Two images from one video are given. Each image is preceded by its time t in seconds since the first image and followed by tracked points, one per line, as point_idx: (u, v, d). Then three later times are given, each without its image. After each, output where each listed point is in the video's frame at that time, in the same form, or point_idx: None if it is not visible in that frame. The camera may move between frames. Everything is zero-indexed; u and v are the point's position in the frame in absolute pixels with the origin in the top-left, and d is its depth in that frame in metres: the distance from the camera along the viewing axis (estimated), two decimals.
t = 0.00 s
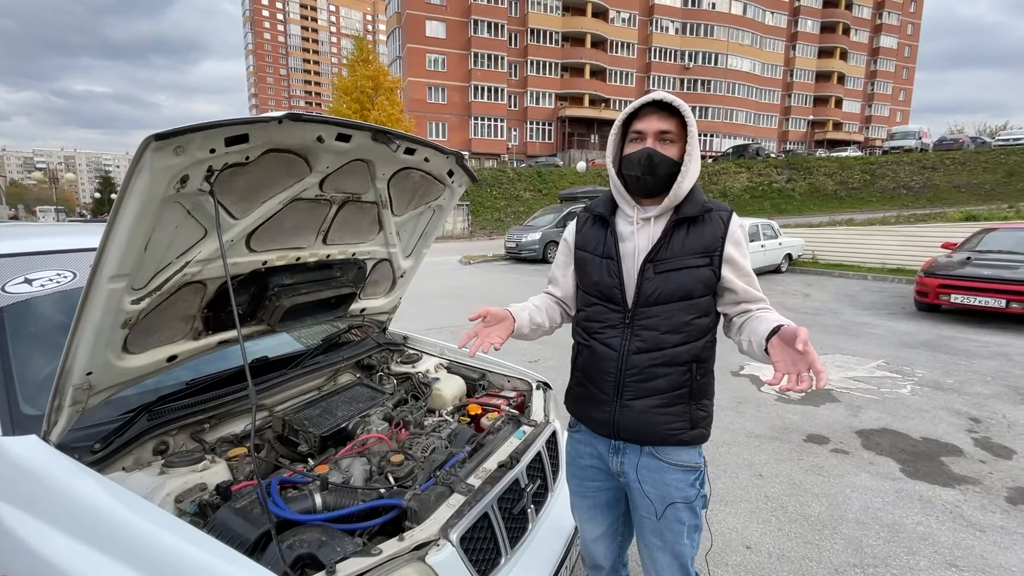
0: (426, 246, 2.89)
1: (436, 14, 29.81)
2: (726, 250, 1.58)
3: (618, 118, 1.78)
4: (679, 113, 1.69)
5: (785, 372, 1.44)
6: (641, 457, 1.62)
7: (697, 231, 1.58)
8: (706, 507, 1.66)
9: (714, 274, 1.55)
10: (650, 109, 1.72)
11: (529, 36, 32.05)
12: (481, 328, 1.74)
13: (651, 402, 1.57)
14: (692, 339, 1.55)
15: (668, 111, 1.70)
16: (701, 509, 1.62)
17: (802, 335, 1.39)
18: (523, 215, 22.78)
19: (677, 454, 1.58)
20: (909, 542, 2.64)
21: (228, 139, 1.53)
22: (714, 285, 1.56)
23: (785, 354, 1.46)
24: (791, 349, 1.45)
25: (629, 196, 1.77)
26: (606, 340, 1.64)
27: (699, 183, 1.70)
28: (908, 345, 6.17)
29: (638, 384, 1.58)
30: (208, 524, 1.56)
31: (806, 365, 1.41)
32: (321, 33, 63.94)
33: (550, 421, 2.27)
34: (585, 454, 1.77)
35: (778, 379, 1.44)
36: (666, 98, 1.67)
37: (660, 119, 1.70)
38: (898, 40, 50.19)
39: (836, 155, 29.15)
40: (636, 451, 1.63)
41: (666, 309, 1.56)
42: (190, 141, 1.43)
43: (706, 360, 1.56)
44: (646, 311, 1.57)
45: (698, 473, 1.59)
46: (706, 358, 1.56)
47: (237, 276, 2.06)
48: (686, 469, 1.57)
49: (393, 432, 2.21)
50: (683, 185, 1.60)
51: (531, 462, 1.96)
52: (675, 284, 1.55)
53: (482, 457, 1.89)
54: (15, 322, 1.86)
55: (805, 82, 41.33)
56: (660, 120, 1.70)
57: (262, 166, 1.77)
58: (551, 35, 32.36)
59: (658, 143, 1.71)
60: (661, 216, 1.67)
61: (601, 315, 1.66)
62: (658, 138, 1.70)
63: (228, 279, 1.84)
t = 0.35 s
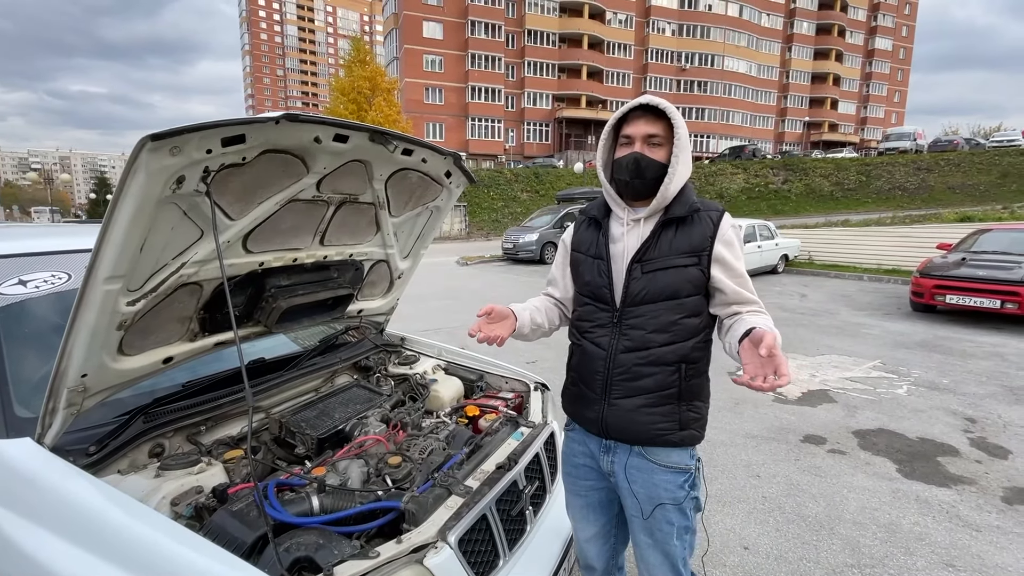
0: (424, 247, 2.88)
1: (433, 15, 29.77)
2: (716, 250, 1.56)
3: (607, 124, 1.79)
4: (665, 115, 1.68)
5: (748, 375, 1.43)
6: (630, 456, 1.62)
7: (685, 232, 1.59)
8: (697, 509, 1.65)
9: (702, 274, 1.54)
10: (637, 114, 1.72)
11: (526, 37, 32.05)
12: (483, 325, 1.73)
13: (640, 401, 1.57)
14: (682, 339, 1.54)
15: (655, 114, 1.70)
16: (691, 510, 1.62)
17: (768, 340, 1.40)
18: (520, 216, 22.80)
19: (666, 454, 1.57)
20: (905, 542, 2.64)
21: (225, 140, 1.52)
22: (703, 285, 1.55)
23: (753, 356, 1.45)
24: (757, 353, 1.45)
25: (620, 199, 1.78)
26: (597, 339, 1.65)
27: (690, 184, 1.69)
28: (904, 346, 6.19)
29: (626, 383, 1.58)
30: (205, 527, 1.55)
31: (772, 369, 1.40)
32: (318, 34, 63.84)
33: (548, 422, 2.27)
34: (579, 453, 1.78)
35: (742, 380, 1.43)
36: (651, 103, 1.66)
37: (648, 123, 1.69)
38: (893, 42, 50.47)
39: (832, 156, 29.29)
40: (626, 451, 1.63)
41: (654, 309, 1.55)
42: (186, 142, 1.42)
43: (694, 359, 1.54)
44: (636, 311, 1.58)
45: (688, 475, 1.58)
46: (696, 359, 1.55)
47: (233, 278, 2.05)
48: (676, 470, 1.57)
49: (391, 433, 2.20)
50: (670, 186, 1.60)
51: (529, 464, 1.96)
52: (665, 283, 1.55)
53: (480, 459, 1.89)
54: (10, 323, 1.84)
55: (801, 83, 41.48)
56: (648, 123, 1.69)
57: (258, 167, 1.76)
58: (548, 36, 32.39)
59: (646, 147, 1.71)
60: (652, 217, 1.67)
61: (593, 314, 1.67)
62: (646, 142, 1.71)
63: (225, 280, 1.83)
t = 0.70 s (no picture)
0: (420, 248, 2.87)
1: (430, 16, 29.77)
2: (718, 248, 1.58)
3: (606, 127, 1.77)
4: (666, 119, 1.69)
5: (753, 349, 1.44)
6: (643, 459, 1.61)
7: (688, 233, 1.60)
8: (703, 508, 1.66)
9: (706, 273, 1.56)
10: (638, 117, 1.72)
11: (523, 39, 32.09)
12: (487, 337, 1.70)
13: (651, 404, 1.57)
14: (690, 340, 1.55)
15: (656, 118, 1.70)
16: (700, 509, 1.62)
17: (766, 310, 1.42)
18: (517, 217, 22.81)
19: (678, 453, 1.58)
20: (901, 541, 2.66)
21: (223, 140, 1.52)
22: (707, 285, 1.56)
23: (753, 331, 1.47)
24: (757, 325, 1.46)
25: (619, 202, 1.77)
26: (604, 344, 1.63)
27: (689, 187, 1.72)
28: (899, 346, 6.23)
29: (638, 387, 1.58)
30: (202, 529, 1.55)
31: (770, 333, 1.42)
32: (315, 34, 63.74)
33: (546, 422, 2.27)
34: (583, 460, 1.76)
35: (747, 353, 1.44)
36: (654, 106, 1.67)
37: (649, 127, 1.70)
38: (888, 45, 50.80)
39: (827, 158, 29.44)
40: (638, 453, 1.62)
41: (662, 310, 1.56)
42: (184, 142, 1.41)
43: (703, 360, 1.57)
44: (642, 314, 1.57)
45: (698, 473, 1.59)
46: (703, 358, 1.58)
47: (231, 279, 2.04)
48: (688, 469, 1.58)
49: (389, 434, 2.20)
50: (672, 189, 1.61)
51: (528, 464, 1.96)
52: (671, 284, 1.56)
53: (478, 459, 1.89)
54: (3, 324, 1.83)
55: (797, 85, 41.68)
56: (650, 127, 1.70)
57: (256, 168, 1.75)
58: (544, 38, 32.45)
59: (648, 151, 1.72)
60: (653, 219, 1.67)
61: (598, 319, 1.66)
62: (648, 146, 1.71)
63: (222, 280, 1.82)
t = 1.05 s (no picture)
0: (417, 249, 2.87)
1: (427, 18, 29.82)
2: (738, 253, 1.60)
3: (626, 108, 1.74)
4: (689, 104, 1.69)
5: (794, 385, 1.42)
6: (660, 470, 1.60)
7: (708, 234, 1.59)
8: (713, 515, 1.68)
9: (727, 277, 1.57)
10: (660, 99, 1.70)
11: (520, 41, 32.18)
12: (504, 366, 1.59)
13: (668, 414, 1.56)
14: (709, 347, 1.56)
15: (679, 102, 1.69)
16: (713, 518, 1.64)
17: (812, 347, 1.37)
18: (514, 218, 22.82)
19: (694, 463, 1.58)
20: (897, 541, 2.67)
21: (221, 141, 1.52)
22: (725, 289, 1.57)
23: (794, 363, 1.45)
24: (800, 359, 1.44)
25: (636, 187, 1.73)
26: (619, 351, 1.60)
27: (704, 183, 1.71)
28: (895, 347, 6.26)
29: (655, 397, 1.56)
30: (200, 531, 1.54)
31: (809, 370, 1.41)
32: (312, 36, 63.72)
33: (543, 424, 2.27)
34: (594, 472, 1.72)
35: (787, 388, 1.43)
36: (681, 88, 1.66)
37: (673, 110, 1.68)
38: (882, 48, 51.16)
39: (823, 160, 29.58)
40: (654, 463, 1.60)
41: (683, 316, 1.54)
42: (182, 142, 1.41)
43: (719, 366, 1.57)
44: (659, 319, 1.55)
45: (713, 482, 1.60)
46: (720, 363, 1.58)
47: (229, 279, 2.04)
48: (704, 479, 1.58)
49: (387, 436, 2.19)
50: (691, 181, 1.61)
51: (526, 465, 1.96)
52: (689, 290, 1.54)
53: (477, 460, 1.89)
54: None
55: (792, 87, 41.89)
56: (673, 110, 1.68)
57: (254, 167, 1.75)
58: (541, 39, 32.53)
59: (669, 135, 1.69)
60: (671, 216, 1.66)
61: (611, 325, 1.62)
62: (670, 129, 1.69)
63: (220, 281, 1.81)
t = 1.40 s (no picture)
0: (415, 250, 2.88)
1: (424, 19, 29.87)
2: (744, 256, 1.58)
3: (627, 111, 1.71)
4: (692, 107, 1.65)
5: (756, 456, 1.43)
6: (661, 473, 1.60)
7: (713, 237, 1.58)
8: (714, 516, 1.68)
9: (731, 282, 1.56)
10: (662, 104, 1.66)
11: (517, 43, 32.25)
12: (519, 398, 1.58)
13: (669, 419, 1.56)
14: (710, 353, 1.55)
15: (681, 105, 1.66)
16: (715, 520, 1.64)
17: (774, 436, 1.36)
18: (512, 220, 22.82)
19: (696, 466, 1.58)
20: (892, 541, 2.68)
21: (219, 143, 1.52)
22: (730, 293, 1.56)
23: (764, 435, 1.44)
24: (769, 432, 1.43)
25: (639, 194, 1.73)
26: (621, 357, 1.60)
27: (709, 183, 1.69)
28: (890, 348, 6.30)
29: (656, 403, 1.56)
30: (198, 533, 1.54)
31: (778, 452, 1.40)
32: (309, 37, 63.72)
33: (540, 425, 2.27)
34: (595, 474, 1.72)
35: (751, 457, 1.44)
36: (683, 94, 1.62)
37: (674, 113, 1.66)
38: (877, 51, 51.45)
39: (819, 162, 29.70)
40: (655, 467, 1.61)
41: (687, 322, 1.54)
42: (180, 144, 1.41)
43: (721, 370, 1.57)
44: (661, 325, 1.55)
45: (715, 484, 1.60)
46: (722, 368, 1.58)
47: (227, 281, 2.04)
48: (706, 481, 1.59)
49: (385, 437, 2.20)
50: (696, 187, 1.60)
51: (523, 467, 1.97)
52: (693, 295, 1.54)
53: (475, 461, 1.89)
54: None
55: (788, 90, 42.07)
56: (675, 113, 1.66)
57: (252, 170, 1.75)
58: (539, 41, 32.62)
59: (671, 139, 1.68)
60: (674, 220, 1.65)
61: (614, 330, 1.62)
62: (671, 135, 1.67)
63: (218, 283, 1.82)
